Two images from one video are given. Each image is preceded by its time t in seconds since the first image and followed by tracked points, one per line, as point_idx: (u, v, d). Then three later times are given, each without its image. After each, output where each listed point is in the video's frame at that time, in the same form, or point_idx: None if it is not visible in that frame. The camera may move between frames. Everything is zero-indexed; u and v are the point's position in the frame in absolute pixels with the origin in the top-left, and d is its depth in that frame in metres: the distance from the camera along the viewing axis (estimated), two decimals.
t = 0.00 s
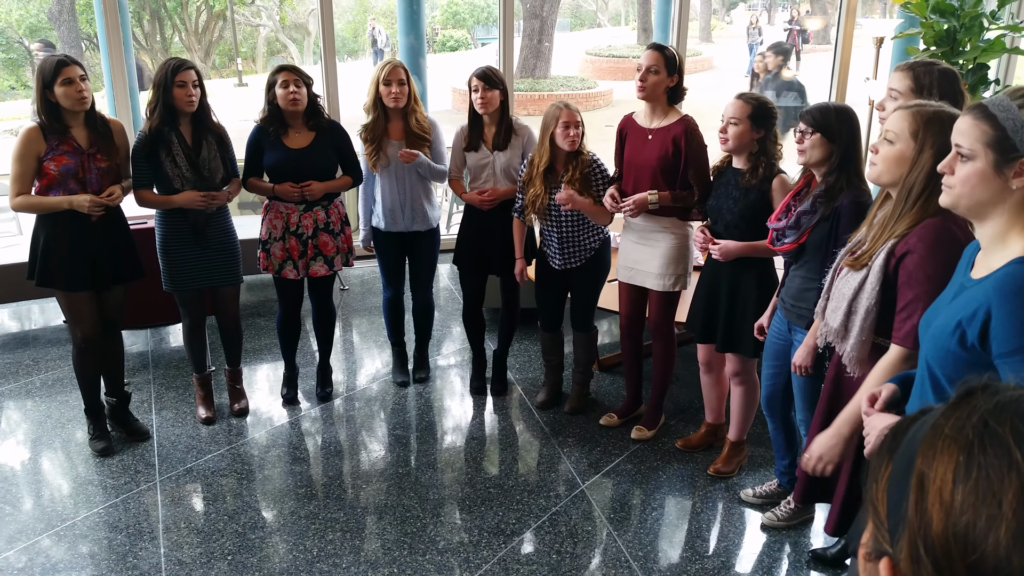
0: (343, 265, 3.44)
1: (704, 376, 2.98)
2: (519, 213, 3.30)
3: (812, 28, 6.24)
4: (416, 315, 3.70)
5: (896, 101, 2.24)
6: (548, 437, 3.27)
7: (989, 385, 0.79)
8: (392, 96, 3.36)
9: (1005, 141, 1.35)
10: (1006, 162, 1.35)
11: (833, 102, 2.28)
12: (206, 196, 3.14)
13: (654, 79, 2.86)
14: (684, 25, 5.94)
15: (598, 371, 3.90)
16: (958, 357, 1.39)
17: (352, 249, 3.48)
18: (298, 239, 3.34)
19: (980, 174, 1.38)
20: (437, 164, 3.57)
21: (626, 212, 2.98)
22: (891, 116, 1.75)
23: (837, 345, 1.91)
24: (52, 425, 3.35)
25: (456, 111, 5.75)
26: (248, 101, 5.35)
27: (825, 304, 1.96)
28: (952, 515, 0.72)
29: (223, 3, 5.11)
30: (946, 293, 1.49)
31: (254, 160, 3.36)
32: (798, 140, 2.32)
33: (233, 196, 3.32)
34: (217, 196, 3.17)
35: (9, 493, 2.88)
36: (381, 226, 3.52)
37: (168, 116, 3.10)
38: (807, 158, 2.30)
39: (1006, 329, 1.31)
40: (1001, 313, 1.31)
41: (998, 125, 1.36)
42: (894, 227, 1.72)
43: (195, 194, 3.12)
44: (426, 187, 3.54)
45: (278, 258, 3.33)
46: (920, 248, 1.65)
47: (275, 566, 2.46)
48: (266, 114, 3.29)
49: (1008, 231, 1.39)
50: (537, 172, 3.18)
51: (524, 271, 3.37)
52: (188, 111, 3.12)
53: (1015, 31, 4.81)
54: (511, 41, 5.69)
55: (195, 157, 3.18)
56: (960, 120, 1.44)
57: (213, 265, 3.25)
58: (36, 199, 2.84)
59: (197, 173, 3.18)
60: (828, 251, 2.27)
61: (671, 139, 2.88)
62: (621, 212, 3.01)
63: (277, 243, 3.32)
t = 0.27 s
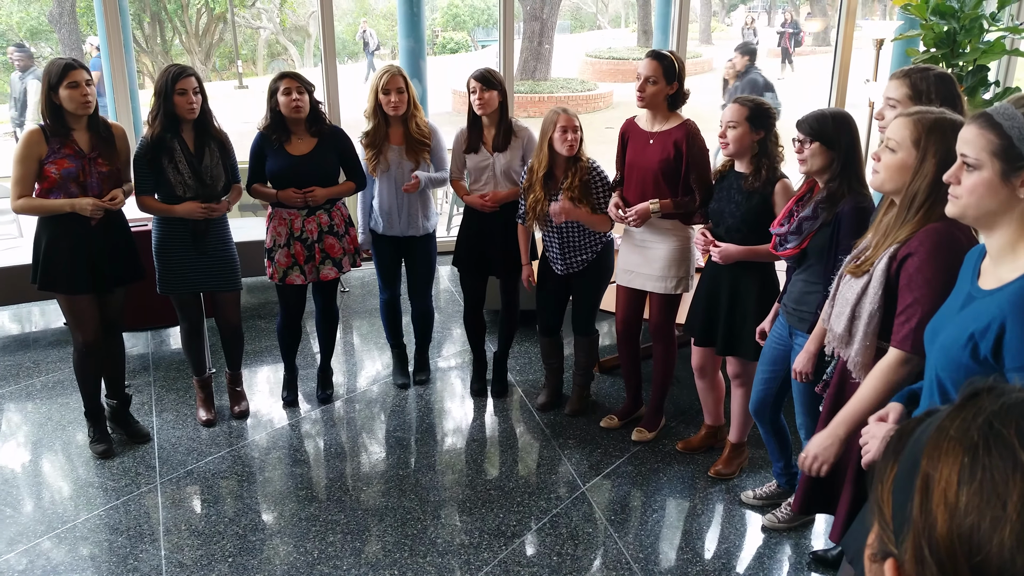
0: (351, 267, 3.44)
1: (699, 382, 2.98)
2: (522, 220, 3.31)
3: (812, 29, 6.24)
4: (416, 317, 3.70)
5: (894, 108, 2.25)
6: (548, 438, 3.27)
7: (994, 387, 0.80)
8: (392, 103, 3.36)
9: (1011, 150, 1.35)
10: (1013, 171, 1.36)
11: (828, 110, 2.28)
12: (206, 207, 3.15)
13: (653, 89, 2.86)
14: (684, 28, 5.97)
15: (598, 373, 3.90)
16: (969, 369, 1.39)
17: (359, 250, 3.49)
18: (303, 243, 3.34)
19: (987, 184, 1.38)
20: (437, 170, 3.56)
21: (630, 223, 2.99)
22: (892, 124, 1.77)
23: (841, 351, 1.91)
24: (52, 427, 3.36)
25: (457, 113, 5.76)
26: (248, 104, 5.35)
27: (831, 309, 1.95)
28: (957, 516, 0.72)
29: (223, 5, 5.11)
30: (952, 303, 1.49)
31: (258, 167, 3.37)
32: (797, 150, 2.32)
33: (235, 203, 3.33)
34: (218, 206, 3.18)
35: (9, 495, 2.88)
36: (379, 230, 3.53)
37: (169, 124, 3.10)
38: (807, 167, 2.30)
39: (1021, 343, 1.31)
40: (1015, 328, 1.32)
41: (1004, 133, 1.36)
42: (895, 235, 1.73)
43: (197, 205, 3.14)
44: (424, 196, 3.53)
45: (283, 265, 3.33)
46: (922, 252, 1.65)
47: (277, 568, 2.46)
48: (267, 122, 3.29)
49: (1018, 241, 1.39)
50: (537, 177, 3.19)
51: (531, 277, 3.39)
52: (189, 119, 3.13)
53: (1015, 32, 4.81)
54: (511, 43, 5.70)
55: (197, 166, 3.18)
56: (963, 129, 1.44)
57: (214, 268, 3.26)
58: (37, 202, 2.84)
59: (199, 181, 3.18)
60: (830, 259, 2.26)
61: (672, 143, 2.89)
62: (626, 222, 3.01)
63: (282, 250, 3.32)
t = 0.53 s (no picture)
0: (346, 268, 3.44)
1: (705, 378, 2.98)
2: (519, 209, 3.31)
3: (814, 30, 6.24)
4: (417, 317, 3.70)
5: (894, 104, 2.25)
6: (549, 438, 3.27)
7: (1004, 388, 0.80)
8: (392, 103, 3.36)
9: (1016, 153, 1.35)
10: (1018, 175, 1.36)
11: (826, 108, 2.27)
12: (210, 207, 3.16)
13: (652, 88, 2.86)
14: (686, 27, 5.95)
15: (600, 373, 3.90)
16: (975, 370, 1.39)
17: (356, 252, 3.49)
18: (302, 242, 3.34)
19: (991, 189, 1.39)
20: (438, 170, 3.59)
21: (632, 229, 3.00)
22: (896, 128, 1.77)
23: (852, 351, 1.89)
24: (54, 427, 3.36)
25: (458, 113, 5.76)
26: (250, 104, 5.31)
27: (840, 310, 1.94)
28: (961, 516, 0.72)
29: (226, 5, 5.11)
30: (958, 304, 1.49)
31: (259, 164, 3.37)
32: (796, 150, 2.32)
33: (235, 204, 3.31)
34: (221, 207, 3.20)
35: (12, 494, 2.88)
36: (380, 229, 3.53)
37: (172, 121, 3.11)
38: (808, 166, 2.30)
39: None
40: (1019, 330, 1.32)
41: (1007, 138, 1.37)
42: (903, 237, 1.73)
43: (201, 206, 3.15)
44: (427, 192, 3.55)
45: (282, 263, 3.34)
46: (932, 255, 1.64)
47: (278, 568, 2.46)
48: (268, 120, 3.30)
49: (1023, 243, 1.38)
50: (539, 169, 3.19)
51: (521, 268, 3.38)
52: (192, 115, 3.13)
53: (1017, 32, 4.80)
54: (513, 44, 5.70)
55: (200, 164, 3.19)
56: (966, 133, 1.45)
57: (216, 267, 3.26)
58: (41, 200, 2.85)
59: (202, 180, 3.19)
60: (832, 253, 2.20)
61: (672, 145, 2.88)
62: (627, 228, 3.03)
63: (281, 249, 3.33)
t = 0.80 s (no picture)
0: (345, 267, 3.44)
1: (704, 376, 2.99)
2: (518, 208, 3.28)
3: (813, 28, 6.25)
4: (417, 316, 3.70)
5: (899, 99, 2.24)
6: (550, 437, 3.27)
7: (1009, 387, 0.80)
8: (393, 100, 3.36)
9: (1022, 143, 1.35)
10: None
11: (819, 106, 2.27)
12: (208, 198, 3.15)
13: (652, 84, 2.86)
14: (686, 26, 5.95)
15: (600, 372, 3.90)
16: (972, 358, 1.39)
17: (354, 250, 3.49)
18: (300, 241, 3.35)
19: (996, 178, 1.39)
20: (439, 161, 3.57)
21: (628, 216, 2.99)
22: (905, 121, 1.77)
23: (850, 343, 1.90)
24: (55, 426, 3.36)
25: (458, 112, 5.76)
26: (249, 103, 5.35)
27: (839, 302, 1.95)
28: (963, 514, 0.72)
29: (225, 5, 5.11)
30: (954, 293, 1.49)
31: (257, 161, 3.37)
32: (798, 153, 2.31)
33: (236, 198, 3.31)
34: (219, 198, 3.18)
35: (12, 494, 2.88)
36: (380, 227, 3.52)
37: (169, 120, 3.11)
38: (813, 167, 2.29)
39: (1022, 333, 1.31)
40: (1017, 319, 1.32)
41: (1014, 127, 1.36)
42: (907, 229, 1.73)
43: (198, 196, 3.13)
44: (426, 187, 3.55)
45: (280, 261, 3.34)
46: (936, 247, 1.64)
47: (279, 567, 2.47)
48: (267, 117, 3.30)
49: None
50: (538, 171, 3.19)
51: (521, 268, 3.38)
52: (190, 114, 3.13)
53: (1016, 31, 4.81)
54: (513, 43, 5.70)
55: (198, 161, 3.19)
56: (970, 122, 1.44)
57: (218, 267, 3.26)
58: (42, 199, 2.85)
59: (200, 177, 3.19)
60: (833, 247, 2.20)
61: (673, 142, 2.89)
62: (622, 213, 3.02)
63: (279, 246, 3.33)
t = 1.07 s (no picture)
0: (350, 265, 3.44)
1: (703, 377, 2.98)
2: (519, 210, 3.28)
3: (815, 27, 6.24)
4: (418, 315, 3.70)
5: (899, 101, 2.23)
6: (550, 436, 3.26)
7: (1012, 385, 0.79)
8: (396, 100, 3.36)
9: None
10: None
11: (828, 108, 2.28)
12: (211, 205, 3.16)
13: (652, 84, 2.86)
14: (688, 24, 5.94)
15: (601, 371, 3.90)
16: (981, 372, 1.39)
17: (358, 249, 3.48)
18: (303, 240, 3.35)
19: (1003, 185, 1.38)
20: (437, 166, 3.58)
21: (631, 221, 3.00)
22: (900, 130, 1.77)
23: (856, 347, 1.88)
24: (56, 424, 3.36)
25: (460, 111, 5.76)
26: (251, 101, 5.32)
27: (845, 307, 1.93)
28: (965, 511, 0.72)
29: (227, 3, 5.11)
30: (961, 305, 1.49)
31: (259, 162, 3.37)
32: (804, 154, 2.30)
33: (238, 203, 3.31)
34: (222, 205, 3.19)
35: (13, 492, 2.88)
36: (381, 227, 3.53)
37: (172, 122, 3.11)
38: (818, 171, 2.28)
39: None
40: None
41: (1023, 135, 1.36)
42: (911, 233, 1.73)
43: (201, 203, 3.14)
44: (427, 189, 3.54)
45: (283, 261, 3.33)
46: (941, 249, 1.64)
47: (279, 565, 2.47)
48: (270, 117, 3.30)
49: None
50: (540, 173, 3.17)
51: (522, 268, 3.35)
52: (193, 116, 3.13)
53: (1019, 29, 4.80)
54: (514, 41, 5.69)
55: (201, 164, 3.19)
56: (979, 128, 1.44)
57: (218, 265, 3.26)
58: (42, 196, 2.85)
59: (203, 180, 3.19)
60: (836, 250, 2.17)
61: (676, 142, 2.88)
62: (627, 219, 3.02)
63: (282, 246, 3.33)
